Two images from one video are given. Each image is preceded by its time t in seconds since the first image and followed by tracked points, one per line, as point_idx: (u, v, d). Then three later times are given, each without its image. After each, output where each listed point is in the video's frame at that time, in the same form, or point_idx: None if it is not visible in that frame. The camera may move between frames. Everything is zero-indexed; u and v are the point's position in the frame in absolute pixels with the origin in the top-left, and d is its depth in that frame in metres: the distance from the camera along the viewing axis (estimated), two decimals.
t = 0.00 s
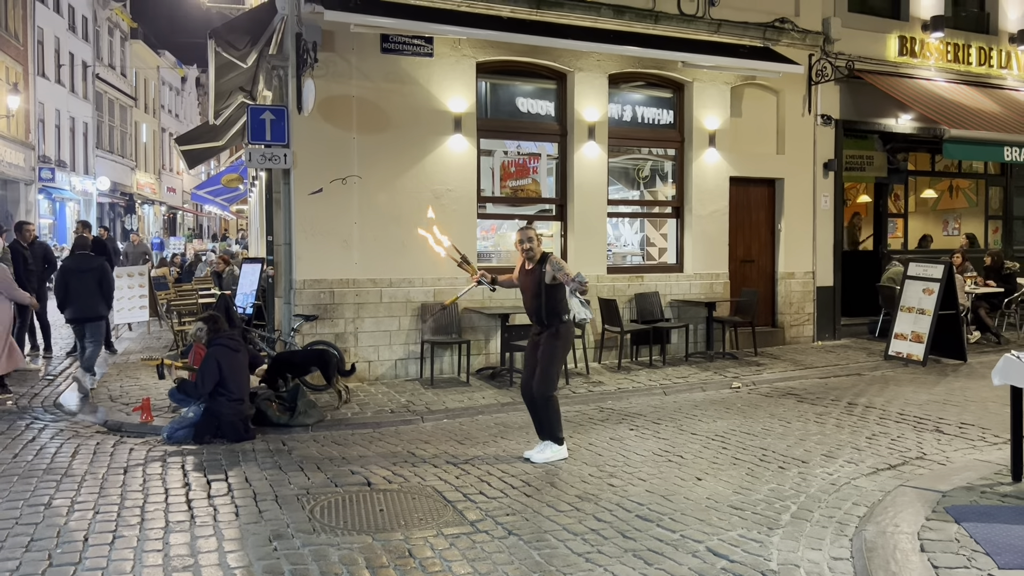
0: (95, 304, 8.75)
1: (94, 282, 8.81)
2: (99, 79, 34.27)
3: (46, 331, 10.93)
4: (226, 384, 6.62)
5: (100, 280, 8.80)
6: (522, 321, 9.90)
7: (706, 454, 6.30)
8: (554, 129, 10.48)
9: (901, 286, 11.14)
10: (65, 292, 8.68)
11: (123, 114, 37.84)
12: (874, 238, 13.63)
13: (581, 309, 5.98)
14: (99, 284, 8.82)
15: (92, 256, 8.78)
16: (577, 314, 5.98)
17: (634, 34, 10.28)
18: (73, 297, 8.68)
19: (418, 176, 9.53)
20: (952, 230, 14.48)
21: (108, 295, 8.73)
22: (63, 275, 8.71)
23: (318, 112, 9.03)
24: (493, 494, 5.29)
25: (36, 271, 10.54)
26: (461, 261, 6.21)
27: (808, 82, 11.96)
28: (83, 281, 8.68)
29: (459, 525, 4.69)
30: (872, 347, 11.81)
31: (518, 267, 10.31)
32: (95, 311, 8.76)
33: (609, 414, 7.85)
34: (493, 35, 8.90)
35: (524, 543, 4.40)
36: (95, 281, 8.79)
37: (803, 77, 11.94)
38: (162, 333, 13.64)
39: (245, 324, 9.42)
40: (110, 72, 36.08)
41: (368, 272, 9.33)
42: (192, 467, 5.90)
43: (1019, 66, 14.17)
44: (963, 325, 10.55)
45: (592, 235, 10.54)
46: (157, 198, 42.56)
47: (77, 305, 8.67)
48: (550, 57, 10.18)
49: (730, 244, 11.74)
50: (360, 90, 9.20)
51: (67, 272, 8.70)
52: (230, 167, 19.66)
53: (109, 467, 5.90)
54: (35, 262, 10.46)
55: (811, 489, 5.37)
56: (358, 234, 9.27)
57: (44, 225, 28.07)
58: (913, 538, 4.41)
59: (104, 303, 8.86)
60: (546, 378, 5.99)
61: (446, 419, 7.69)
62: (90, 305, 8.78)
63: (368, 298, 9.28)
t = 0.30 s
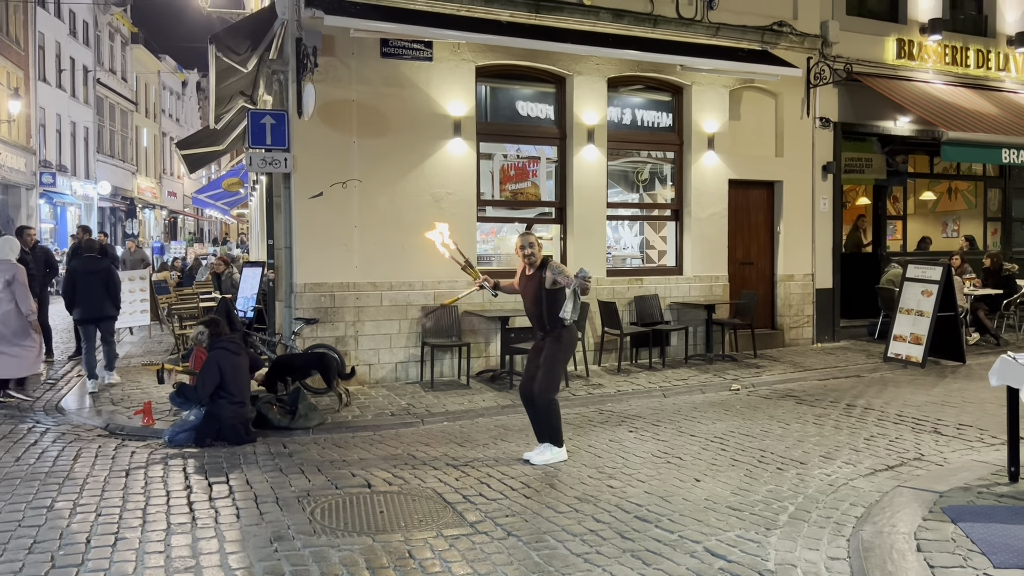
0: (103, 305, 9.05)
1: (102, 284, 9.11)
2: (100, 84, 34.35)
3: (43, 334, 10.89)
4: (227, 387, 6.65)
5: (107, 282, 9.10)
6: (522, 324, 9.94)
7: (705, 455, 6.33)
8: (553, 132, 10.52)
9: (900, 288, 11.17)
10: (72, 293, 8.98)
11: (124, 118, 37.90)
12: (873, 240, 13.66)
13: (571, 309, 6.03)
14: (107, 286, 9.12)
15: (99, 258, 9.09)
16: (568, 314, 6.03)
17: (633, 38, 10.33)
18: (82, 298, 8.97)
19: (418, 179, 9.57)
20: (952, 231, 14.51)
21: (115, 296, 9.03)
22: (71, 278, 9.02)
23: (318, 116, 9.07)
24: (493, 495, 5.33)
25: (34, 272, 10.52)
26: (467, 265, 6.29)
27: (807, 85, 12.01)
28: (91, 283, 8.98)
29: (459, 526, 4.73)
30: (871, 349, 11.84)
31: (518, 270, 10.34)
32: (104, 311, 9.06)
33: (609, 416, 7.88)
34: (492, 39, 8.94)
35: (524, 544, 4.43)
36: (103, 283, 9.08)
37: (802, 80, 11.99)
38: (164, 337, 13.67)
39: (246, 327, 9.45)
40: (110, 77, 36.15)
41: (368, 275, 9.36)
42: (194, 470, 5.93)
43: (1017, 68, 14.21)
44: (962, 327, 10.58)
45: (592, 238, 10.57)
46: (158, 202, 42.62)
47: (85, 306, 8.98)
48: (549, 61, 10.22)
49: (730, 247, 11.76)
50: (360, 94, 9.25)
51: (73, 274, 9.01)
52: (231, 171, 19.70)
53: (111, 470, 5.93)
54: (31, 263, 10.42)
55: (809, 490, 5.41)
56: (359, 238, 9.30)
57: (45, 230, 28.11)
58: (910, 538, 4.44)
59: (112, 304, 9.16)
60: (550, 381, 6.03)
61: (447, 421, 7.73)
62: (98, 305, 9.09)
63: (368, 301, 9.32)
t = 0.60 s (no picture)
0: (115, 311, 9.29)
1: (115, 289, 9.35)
2: (102, 88, 34.46)
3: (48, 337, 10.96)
4: (230, 389, 6.70)
5: (120, 286, 9.34)
6: (523, 326, 9.98)
7: (705, 455, 6.37)
8: (553, 135, 10.57)
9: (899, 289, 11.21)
10: (86, 295, 9.20)
11: (125, 122, 38.00)
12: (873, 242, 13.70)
13: (576, 309, 6.04)
14: (120, 291, 9.38)
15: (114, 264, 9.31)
16: (572, 315, 6.04)
17: (633, 41, 10.38)
18: (96, 304, 9.18)
19: (419, 182, 9.62)
20: (952, 233, 14.55)
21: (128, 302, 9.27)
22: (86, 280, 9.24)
23: (320, 119, 9.12)
24: (495, 495, 5.37)
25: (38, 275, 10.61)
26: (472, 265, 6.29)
27: (806, 87, 12.06)
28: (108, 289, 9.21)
29: (461, 524, 4.77)
30: (871, 351, 11.87)
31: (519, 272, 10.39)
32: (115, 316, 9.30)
33: (610, 417, 7.92)
34: (493, 42, 9.00)
35: (525, 542, 4.47)
36: (116, 288, 9.33)
37: (801, 82, 12.04)
38: (166, 340, 13.72)
39: (249, 330, 9.50)
40: (112, 80, 36.25)
41: (370, 278, 9.41)
42: (198, 470, 5.98)
43: (1016, 71, 14.26)
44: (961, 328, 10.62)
45: (593, 241, 10.62)
46: (159, 206, 42.71)
47: (97, 309, 9.17)
48: (549, 64, 10.27)
49: (730, 248, 11.80)
50: (362, 97, 9.30)
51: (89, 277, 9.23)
52: (233, 174, 19.77)
53: (116, 471, 5.97)
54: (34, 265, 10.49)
55: (808, 489, 5.45)
56: (360, 240, 9.35)
57: (48, 233, 28.21)
58: (908, 536, 4.48)
59: (122, 309, 9.40)
60: (552, 383, 6.08)
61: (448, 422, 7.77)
62: (109, 311, 9.29)
63: (370, 303, 9.36)
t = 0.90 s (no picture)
0: (125, 308, 9.94)
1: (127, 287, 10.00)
2: (104, 91, 34.55)
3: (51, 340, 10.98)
4: (234, 391, 6.74)
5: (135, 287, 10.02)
6: (526, 328, 10.02)
7: (707, 457, 6.41)
8: (555, 138, 10.62)
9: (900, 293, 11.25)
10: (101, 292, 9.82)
11: (128, 125, 38.10)
12: (874, 245, 13.74)
13: (581, 309, 6.12)
14: (132, 289, 10.03)
15: (132, 265, 9.94)
16: (578, 315, 6.13)
17: (635, 45, 10.44)
18: (112, 301, 9.80)
19: (421, 186, 9.67)
20: (952, 236, 14.58)
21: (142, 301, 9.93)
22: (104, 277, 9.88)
23: (324, 123, 9.18)
24: (498, 496, 5.41)
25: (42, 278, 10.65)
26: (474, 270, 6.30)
27: (807, 91, 12.11)
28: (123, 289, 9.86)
29: (465, 525, 4.81)
30: (872, 353, 11.91)
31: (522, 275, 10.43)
32: (125, 314, 9.94)
33: (612, 419, 7.96)
34: (496, 47, 9.06)
35: (529, 542, 4.51)
36: (128, 287, 10.00)
37: (802, 86, 12.09)
38: (170, 342, 13.77)
39: (253, 332, 9.55)
40: (115, 84, 36.32)
41: (373, 281, 9.45)
42: (204, 472, 6.03)
43: (1017, 74, 14.31)
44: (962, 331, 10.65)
45: (595, 244, 10.66)
46: (162, 209, 42.79)
47: (112, 305, 9.82)
48: (551, 68, 10.32)
49: (731, 251, 11.84)
50: (365, 101, 9.36)
51: (106, 275, 9.88)
52: (236, 177, 19.85)
53: (122, 472, 6.02)
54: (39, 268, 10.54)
55: (809, 490, 5.48)
56: (364, 244, 9.40)
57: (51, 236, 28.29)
58: (908, 537, 4.52)
59: (130, 306, 10.05)
60: (554, 387, 6.11)
61: (451, 424, 7.81)
62: (118, 306, 9.95)
63: (373, 306, 9.41)
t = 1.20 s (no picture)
0: (134, 308, 10.12)
1: (135, 288, 10.27)
2: (107, 94, 34.64)
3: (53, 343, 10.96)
4: (238, 393, 6.77)
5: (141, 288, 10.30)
6: (528, 331, 10.07)
7: (708, 459, 6.43)
8: (557, 142, 10.66)
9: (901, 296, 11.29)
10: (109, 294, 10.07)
11: (131, 128, 38.19)
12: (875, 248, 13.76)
13: (574, 314, 6.14)
14: (139, 291, 10.30)
15: (138, 265, 10.21)
16: (570, 320, 6.14)
17: (637, 49, 10.48)
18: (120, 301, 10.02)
19: (424, 189, 9.71)
20: (954, 240, 14.62)
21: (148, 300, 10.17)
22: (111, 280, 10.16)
23: (327, 126, 9.22)
24: (500, 498, 5.43)
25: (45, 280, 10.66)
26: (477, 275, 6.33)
27: (809, 95, 12.14)
28: (130, 289, 10.15)
29: (468, 527, 4.84)
30: (873, 356, 11.92)
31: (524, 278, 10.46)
32: (133, 313, 10.10)
33: (614, 422, 7.98)
34: (499, 50, 9.10)
35: (530, 544, 4.54)
36: (136, 288, 10.25)
37: (804, 90, 12.12)
38: (173, 344, 13.81)
39: (256, 334, 9.58)
40: (118, 87, 36.40)
41: (376, 283, 9.49)
42: (207, 473, 6.06)
43: (1018, 78, 14.33)
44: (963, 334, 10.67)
45: (597, 247, 10.69)
46: (164, 211, 42.88)
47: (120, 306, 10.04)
48: (554, 72, 10.36)
49: (733, 255, 11.87)
50: (368, 105, 9.40)
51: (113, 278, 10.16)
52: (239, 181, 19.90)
53: (126, 474, 6.05)
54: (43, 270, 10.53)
55: (810, 493, 5.51)
56: (367, 247, 9.44)
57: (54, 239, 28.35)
58: (909, 539, 4.54)
59: (139, 307, 10.26)
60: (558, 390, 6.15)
61: (453, 427, 7.84)
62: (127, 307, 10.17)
63: (376, 309, 9.44)
